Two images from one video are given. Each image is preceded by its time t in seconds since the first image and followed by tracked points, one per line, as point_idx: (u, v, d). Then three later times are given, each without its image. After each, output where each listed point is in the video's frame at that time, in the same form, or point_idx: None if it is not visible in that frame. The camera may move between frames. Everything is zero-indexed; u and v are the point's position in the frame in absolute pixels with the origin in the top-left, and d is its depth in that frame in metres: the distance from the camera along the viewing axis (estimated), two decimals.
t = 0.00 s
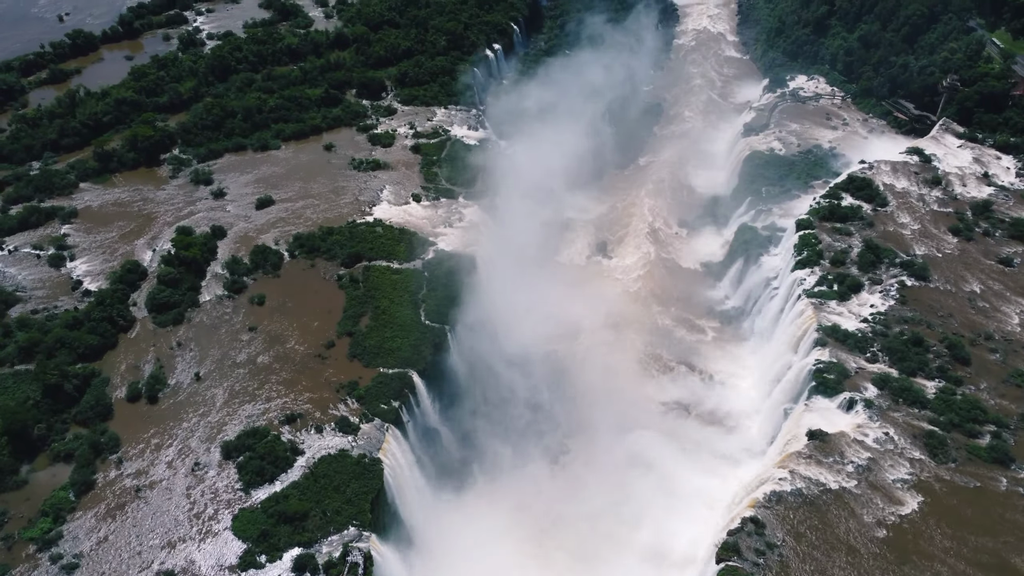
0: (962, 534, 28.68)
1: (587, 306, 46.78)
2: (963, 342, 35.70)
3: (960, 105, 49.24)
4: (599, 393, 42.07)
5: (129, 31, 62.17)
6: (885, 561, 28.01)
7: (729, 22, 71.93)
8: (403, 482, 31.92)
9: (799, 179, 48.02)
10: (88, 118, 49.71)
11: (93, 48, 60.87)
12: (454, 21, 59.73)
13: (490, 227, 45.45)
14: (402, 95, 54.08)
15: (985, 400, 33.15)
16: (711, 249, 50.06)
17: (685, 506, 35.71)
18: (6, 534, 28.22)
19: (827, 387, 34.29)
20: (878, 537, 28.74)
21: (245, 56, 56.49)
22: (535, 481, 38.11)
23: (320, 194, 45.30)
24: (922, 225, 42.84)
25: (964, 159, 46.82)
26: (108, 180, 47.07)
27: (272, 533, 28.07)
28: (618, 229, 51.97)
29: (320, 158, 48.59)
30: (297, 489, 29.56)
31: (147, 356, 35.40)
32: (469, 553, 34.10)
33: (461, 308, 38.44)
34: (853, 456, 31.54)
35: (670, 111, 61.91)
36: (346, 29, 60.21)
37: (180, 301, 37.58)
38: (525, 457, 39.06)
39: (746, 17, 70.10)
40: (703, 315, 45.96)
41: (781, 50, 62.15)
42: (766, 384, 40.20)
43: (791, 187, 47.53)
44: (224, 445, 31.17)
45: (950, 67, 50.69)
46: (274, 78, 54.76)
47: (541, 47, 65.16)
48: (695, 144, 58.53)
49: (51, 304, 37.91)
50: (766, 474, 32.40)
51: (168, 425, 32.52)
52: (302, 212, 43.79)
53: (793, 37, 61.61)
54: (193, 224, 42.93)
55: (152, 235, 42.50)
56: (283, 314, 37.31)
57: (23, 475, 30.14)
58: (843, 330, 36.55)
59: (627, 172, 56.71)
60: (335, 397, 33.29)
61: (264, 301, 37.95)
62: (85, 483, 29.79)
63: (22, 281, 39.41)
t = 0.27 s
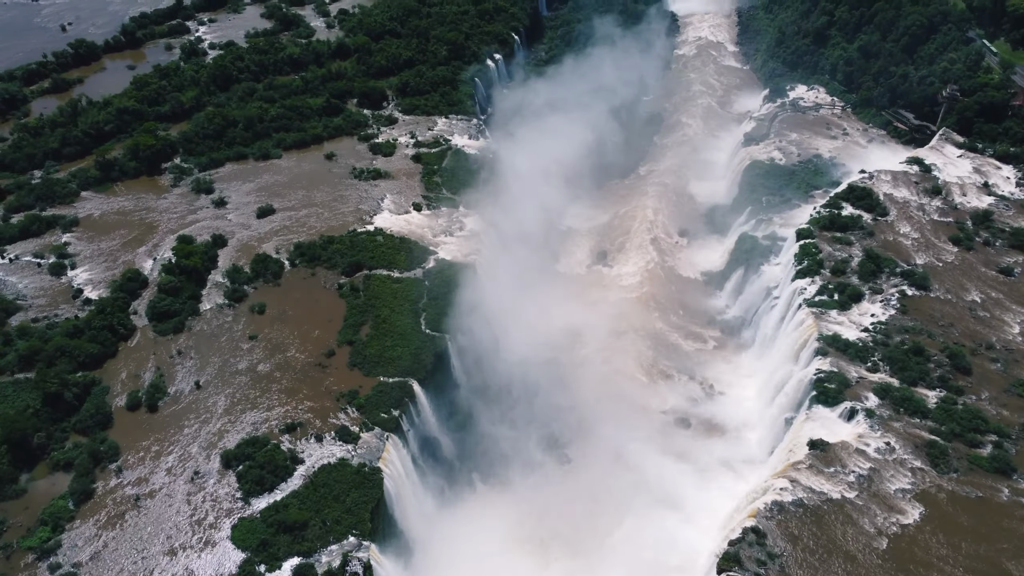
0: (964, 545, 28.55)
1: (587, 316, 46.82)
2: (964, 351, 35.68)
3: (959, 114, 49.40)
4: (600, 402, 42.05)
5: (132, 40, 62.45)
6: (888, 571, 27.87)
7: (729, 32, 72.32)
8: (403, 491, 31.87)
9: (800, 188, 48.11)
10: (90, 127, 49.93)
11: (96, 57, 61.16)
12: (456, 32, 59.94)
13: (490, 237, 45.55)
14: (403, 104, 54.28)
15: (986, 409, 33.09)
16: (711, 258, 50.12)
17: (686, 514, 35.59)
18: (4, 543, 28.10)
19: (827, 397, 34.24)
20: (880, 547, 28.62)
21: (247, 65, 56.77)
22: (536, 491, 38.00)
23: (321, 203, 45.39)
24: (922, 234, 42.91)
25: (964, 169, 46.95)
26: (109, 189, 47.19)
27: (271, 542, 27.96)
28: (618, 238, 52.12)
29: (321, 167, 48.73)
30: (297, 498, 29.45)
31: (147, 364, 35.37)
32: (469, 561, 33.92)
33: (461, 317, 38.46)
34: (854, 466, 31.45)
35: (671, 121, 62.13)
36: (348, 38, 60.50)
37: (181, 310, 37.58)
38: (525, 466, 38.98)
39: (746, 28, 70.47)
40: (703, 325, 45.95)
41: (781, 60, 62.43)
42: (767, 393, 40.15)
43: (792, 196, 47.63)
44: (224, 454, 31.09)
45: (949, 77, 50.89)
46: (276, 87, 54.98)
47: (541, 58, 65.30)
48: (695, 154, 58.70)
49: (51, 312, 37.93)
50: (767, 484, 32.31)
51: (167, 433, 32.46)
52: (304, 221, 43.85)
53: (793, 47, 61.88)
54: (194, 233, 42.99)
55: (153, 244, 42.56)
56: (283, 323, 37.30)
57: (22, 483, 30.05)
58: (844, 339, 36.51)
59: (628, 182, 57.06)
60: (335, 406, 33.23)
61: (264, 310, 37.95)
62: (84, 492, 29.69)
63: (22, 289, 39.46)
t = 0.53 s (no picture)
0: (966, 554, 28.49)
1: (587, 325, 46.83)
2: (965, 360, 35.63)
3: (959, 123, 49.48)
4: (600, 411, 41.99)
5: (134, 49, 62.65)
6: None
7: (729, 41, 72.59)
8: (403, 500, 31.78)
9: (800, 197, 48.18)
10: (92, 135, 50.12)
11: (98, 66, 61.38)
12: (456, 41, 59.65)
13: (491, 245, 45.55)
14: (404, 113, 54.43)
15: (988, 418, 33.03)
16: (711, 267, 50.16)
17: (687, 522, 35.52)
18: (3, 552, 28.04)
19: (828, 406, 34.18)
20: (881, 556, 28.56)
21: (249, 74, 56.96)
22: (535, 500, 37.89)
23: (322, 211, 45.45)
24: (923, 243, 42.95)
25: (964, 177, 47.04)
26: (110, 197, 47.28)
27: (271, 551, 27.89)
28: (619, 247, 52.20)
29: (322, 175, 48.82)
30: (297, 506, 29.38)
31: (147, 372, 35.34)
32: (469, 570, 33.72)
33: (462, 325, 38.43)
34: (855, 474, 31.39)
35: (671, 129, 62.30)
36: (349, 47, 60.67)
37: (181, 318, 37.58)
38: (525, 475, 38.88)
39: (746, 36, 70.71)
40: (704, 333, 45.90)
41: (781, 69, 62.60)
42: (768, 402, 40.07)
43: (792, 204, 47.66)
44: (224, 462, 31.02)
45: (949, 86, 50.97)
46: (278, 96, 55.12)
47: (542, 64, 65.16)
48: (695, 163, 58.83)
49: (52, 320, 37.95)
50: (768, 492, 32.24)
51: (167, 441, 32.40)
52: (305, 230, 43.89)
53: (793, 57, 62.11)
54: (195, 241, 43.04)
55: (154, 252, 42.61)
56: (284, 331, 37.29)
57: (22, 492, 29.99)
58: (845, 348, 36.48)
59: (629, 190, 57.32)
60: (335, 414, 33.18)
61: (265, 318, 37.96)
62: (83, 500, 29.60)
63: (23, 297, 39.51)
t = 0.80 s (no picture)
0: (967, 563, 28.42)
1: (588, 334, 46.86)
2: (966, 368, 35.62)
3: (958, 132, 49.63)
4: (600, 420, 41.94)
5: (135, 57, 62.87)
6: None
7: (729, 50, 72.90)
8: (402, 509, 31.70)
9: (800, 205, 48.23)
10: (93, 144, 50.25)
11: (99, 75, 61.64)
12: (456, 49, 59.95)
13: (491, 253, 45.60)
14: (405, 122, 54.60)
15: (988, 427, 33.00)
16: (711, 275, 50.22)
17: (688, 531, 35.48)
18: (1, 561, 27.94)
19: (829, 414, 34.15)
20: (882, 565, 28.47)
21: (250, 83, 57.17)
22: (535, 509, 37.82)
23: (323, 219, 45.53)
24: (923, 251, 43.02)
25: (964, 186, 47.17)
26: (111, 205, 47.37)
27: (271, 560, 27.79)
28: (619, 256, 52.29)
29: (323, 183, 48.92)
30: (297, 515, 29.29)
31: (147, 380, 35.31)
32: None
33: (461, 333, 38.41)
34: (856, 483, 31.34)
35: (671, 138, 62.51)
36: (349, 56, 60.86)
37: (181, 326, 37.58)
38: (526, 484, 38.83)
39: (746, 45, 71.02)
40: (704, 341, 45.90)
41: (781, 78, 62.87)
42: (769, 410, 40.01)
43: (792, 213, 47.73)
44: (224, 470, 30.96)
45: (948, 94, 51.13)
46: (278, 104, 55.31)
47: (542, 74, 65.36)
48: (695, 171, 58.93)
49: (52, 329, 37.94)
50: (769, 501, 32.17)
51: (167, 449, 32.35)
52: (305, 238, 43.94)
53: (792, 66, 62.43)
54: (196, 249, 43.11)
55: (154, 260, 42.65)
56: (284, 339, 37.29)
57: (21, 500, 29.91)
58: (845, 356, 36.46)
59: (629, 199, 57.44)
60: (335, 422, 33.13)
61: (265, 326, 37.97)
62: (82, 509, 29.49)
63: (23, 305, 39.53)
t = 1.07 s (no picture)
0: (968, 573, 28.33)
1: (588, 341, 46.86)
2: (967, 377, 35.59)
3: (958, 140, 49.76)
4: (600, 427, 41.87)
5: (137, 66, 63.11)
6: None
7: (729, 59, 73.28)
8: (402, 518, 31.61)
9: (800, 213, 48.31)
10: (94, 152, 50.39)
11: (101, 83, 61.89)
12: (457, 57, 59.94)
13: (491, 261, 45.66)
14: (405, 130, 54.77)
15: (989, 435, 32.95)
16: (711, 283, 50.26)
17: (688, 540, 35.37)
18: None
19: (829, 422, 34.12)
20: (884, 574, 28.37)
21: (251, 91, 57.38)
22: (535, 516, 37.69)
23: (323, 227, 45.60)
24: (923, 259, 43.09)
25: (964, 194, 47.26)
26: (112, 213, 47.47)
27: (270, 569, 27.69)
28: (619, 264, 52.32)
29: (324, 191, 49.03)
30: (297, 523, 29.21)
31: (147, 388, 35.28)
32: None
33: (462, 341, 38.41)
34: (857, 492, 31.27)
35: (671, 146, 62.71)
36: (351, 64, 61.06)
37: (181, 333, 37.59)
38: (526, 492, 38.73)
39: (745, 54, 71.34)
40: (705, 349, 45.88)
41: (781, 86, 63.14)
42: (769, 418, 39.93)
43: (792, 220, 47.81)
44: (224, 479, 30.89)
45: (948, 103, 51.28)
46: (279, 112, 55.49)
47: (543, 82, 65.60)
48: (695, 180, 59.07)
49: (52, 336, 37.94)
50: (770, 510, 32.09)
51: (166, 457, 32.30)
52: (305, 246, 44.00)
53: (792, 74, 62.72)
54: (197, 257, 43.17)
55: (155, 267, 42.70)
56: (284, 347, 37.29)
57: (20, 508, 29.84)
58: (846, 364, 36.45)
59: (630, 206, 57.51)
60: (335, 431, 33.09)
61: (266, 334, 37.98)
62: (82, 517, 29.40)
63: (24, 313, 39.55)
